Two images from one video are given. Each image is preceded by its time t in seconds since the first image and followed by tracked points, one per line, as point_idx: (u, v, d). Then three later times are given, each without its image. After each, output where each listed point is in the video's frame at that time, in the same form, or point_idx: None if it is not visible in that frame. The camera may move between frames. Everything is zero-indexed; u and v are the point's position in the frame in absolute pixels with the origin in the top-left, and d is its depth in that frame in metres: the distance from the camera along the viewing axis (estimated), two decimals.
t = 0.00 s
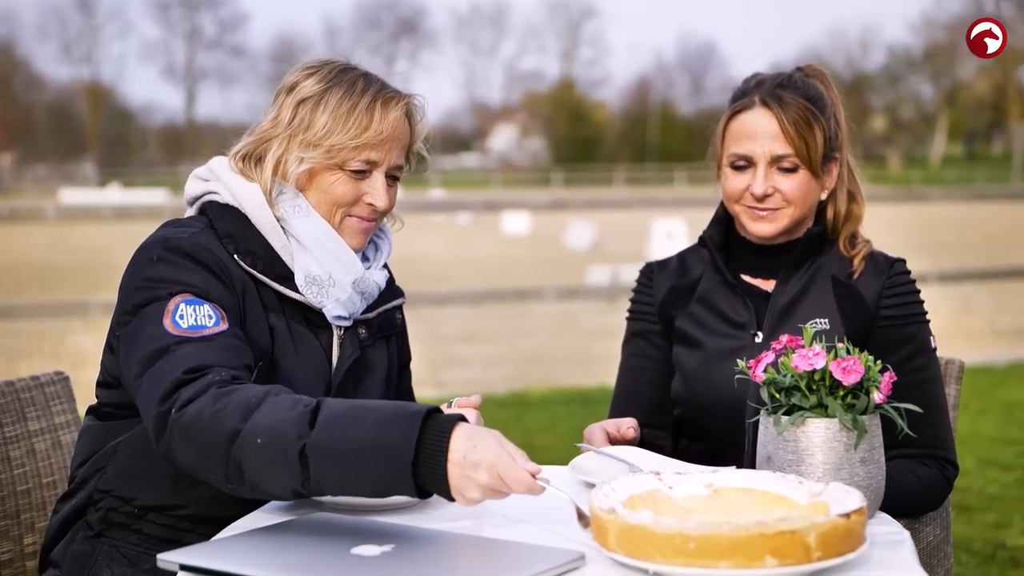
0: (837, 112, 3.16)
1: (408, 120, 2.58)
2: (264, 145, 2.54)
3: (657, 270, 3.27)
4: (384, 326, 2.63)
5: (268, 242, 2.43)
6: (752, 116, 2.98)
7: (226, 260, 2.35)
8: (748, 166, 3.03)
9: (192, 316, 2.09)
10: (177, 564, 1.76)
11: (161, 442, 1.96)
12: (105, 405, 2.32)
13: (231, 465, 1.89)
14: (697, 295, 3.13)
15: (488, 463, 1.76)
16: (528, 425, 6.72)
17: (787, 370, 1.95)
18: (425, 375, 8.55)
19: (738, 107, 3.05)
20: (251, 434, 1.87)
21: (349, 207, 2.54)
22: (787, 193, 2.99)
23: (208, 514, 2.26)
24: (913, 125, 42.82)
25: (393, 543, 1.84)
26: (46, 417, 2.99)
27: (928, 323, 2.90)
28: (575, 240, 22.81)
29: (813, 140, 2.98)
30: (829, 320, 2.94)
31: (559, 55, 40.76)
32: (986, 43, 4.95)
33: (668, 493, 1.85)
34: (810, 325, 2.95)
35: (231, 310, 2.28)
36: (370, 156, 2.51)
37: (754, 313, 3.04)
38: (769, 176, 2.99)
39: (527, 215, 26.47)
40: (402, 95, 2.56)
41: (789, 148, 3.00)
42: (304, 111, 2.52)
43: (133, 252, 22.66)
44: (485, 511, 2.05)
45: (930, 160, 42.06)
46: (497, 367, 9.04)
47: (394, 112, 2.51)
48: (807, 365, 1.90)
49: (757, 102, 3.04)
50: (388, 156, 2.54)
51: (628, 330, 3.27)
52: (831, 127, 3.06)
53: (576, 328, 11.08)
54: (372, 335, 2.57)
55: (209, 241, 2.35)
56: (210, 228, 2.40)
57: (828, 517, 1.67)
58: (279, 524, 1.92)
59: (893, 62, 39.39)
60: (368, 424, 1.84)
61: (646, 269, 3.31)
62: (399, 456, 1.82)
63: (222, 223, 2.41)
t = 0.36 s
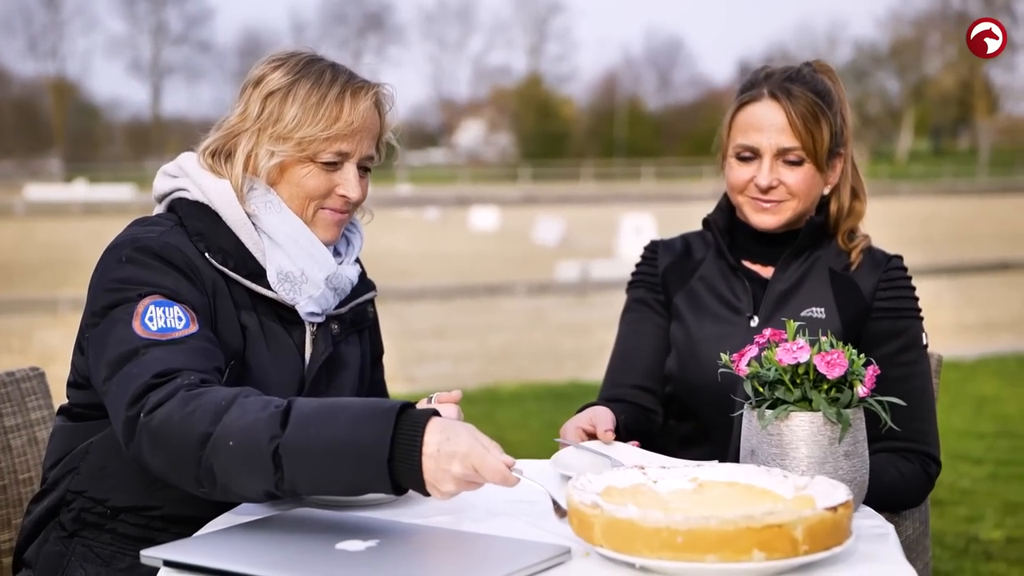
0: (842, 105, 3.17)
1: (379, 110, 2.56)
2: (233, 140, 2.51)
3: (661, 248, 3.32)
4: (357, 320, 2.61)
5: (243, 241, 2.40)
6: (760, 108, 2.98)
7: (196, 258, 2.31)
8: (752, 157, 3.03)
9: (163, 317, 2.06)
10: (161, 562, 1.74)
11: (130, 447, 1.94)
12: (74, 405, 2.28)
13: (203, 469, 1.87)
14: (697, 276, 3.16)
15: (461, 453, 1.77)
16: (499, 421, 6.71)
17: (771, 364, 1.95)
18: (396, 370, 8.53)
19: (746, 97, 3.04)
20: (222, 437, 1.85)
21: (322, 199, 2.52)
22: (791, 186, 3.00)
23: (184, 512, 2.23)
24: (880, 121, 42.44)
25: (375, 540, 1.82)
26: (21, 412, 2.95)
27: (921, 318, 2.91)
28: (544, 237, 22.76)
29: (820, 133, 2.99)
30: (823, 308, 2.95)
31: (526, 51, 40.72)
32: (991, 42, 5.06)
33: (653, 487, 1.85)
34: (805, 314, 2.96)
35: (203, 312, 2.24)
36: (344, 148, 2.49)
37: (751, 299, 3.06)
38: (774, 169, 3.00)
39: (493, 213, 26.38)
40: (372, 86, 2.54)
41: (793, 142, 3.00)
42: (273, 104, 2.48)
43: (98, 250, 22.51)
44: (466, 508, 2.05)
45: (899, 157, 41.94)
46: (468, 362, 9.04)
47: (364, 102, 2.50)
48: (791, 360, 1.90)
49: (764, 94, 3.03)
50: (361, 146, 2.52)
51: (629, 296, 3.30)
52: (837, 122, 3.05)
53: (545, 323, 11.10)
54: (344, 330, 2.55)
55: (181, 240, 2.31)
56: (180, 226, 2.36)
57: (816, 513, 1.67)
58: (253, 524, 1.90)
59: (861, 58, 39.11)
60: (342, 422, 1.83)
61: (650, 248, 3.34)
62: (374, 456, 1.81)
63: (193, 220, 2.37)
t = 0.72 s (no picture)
0: (854, 103, 3.20)
1: (361, 97, 2.52)
2: (214, 133, 2.45)
3: (665, 240, 3.33)
4: (342, 314, 2.59)
5: (228, 233, 2.35)
6: (775, 104, 3.01)
7: (182, 250, 2.25)
8: (765, 152, 3.06)
9: (145, 307, 1.99)
10: (153, 557, 1.72)
11: (110, 435, 1.86)
12: (57, 400, 2.26)
13: (185, 452, 1.79)
14: (702, 268, 3.20)
15: (451, 421, 1.68)
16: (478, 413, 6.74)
17: (764, 359, 1.95)
18: (373, 358, 8.55)
19: (760, 92, 3.07)
20: (202, 417, 1.77)
21: (306, 189, 2.47)
22: (800, 182, 3.03)
23: (170, 510, 2.20)
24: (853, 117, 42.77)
25: (368, 535, 1.81)
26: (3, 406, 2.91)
27: (921, 317, 2.96)
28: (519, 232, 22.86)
29: (832, 132, 3.02)
30: (826, 302, 2.99)
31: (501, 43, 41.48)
32: (990, 39, 5.10)
33: (646, 483, 1.84)
34: (810, 308, 3.00)
35: (187, 303, 2.18)
36: (327, 135, 2.44)
37: (755, 290, 3.10)
38: (784, 166, 3.03)
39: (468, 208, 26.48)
40: (352, 73, 2.49)
41: (806, 139, 3.03)
42: (253, 94, 2.43)
43: (72, 243, 22.58)
44: (463, 503, 2.04)
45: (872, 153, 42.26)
46: (446, 356, 9.07)
47: (346, 87, 2.45)
48: (784, 357, 1.90)
49: (778, 90, 3.06)
50: (344, 133, 2.47)
51: (627, 295, 3.30)
52: (847, 122, 3.09)
53: (522, 317, 11.15)
54: (329, 324, 2.52)
55: (166, 231, 2.26)
56: (163, 219, 2.30)
57: (813, 507, 1.67)
58: (233, 522, 1.84)
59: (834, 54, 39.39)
60: (323, 394, 1.76)
61: (654, 239, 3.36)
62: (356, 427, 1.73)
63: (177, 213, 2.32)
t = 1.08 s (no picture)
0: (838, 99, 3.19)
1: (350, 92, 2.49)
2: (204, 131, 2.44)
3: (649, 245, 3.32)
4: (334, 311, 2.57)
5: (223, 235, 2.33)
6: (758, 102, 3.02)
7: (174, 249, 2.24)
8: (747, 150, 3.07)
9: (143, 303, 1.98)
10: (148, 558, 1.72)
11: (108, 431, 1.84)
12: (49, 403, 2.25)
13: (182, 446, 1.78)
14: (688, 270, 3.19)
15: (451, 410, 1.67)
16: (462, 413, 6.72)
17: (762, 361, 1.94)
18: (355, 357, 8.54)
19: (743, 91, 3.07)
20: (197, 409, 1.77)
21: (296, 186, 2.45)
22: (784, 181, 3.03)
23: (164, 512, 2.20)
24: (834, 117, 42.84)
25: (365, 535, 1.80)
26: None
27: (907, 316, 2.96)
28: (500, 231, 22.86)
29: (816, 130, 3.03)
30: (814, 303, 3.00)
31: (482, 41, 41.48)
32: (991, 40, 5.11)
33: (643, 483, 1.83)
34: (796, 309, 3.01)
35: (182, 300, 2.17)
36: (317, 131, 2.42)
37: (742, 294, 3.10)
38: (767, 163, 3.04)
39: (448, 207, 26.49)
40: (343, 68, 2.46)
41: (789, 138, 3.04)
42: (242, 92, 2.41)
43: (50, 241, 22.43)
44: (455, 505, 2.04)
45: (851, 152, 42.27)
46: (428, 355, 9.05)
47: (335, 83, 2.43)
48: (783, 356, 1.90)
49: (762, 88, 3.06)
50: (335, 128, 2.44)
51: (615, 298, 3.29)
52: (832, 122, 3.09)
53: (505, 316, 11.15)
54: (322, 323, 2.50)
55: (158, 230, 2.25)
56: (156, 218, 2.29)
57: (813, 509, 1.67)
58: (224, 525, 1.82)
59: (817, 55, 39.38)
60: (317, 381, 1.74)
61: (638, 244, 3.34)
62: (350, 415, 1.72)
63: (171, 212, 2.30)
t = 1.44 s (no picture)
0: (826, 103, 3.20)
1: (344, 95, 2.49)
2: (200, 136, 2.42)
3: (639, 251, 3.30)
4: (332, 317, 2.56)
5: (219, 240, 2.33)
6: (746, 106, 3.01)
7: (171, 258, 2.24)
8: (738, 154, 3.07)
9: (140, 312, 1.97)
10: (147, 566, 1.70)
11: (111, 443, 1.84)
12: (49, 412, 2.24)
13: (185, 457, 1.78)
14: (680, 276, 3.17)
15: (459, 409, 1.67)
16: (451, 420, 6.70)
17: (762, 365, 1.95)
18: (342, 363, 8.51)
19: (732, 94, 3.07)
20: (201, 419, 1.76)
21: (293, 190, 2.44)
22: (774, 184, 3.03)
23: (163, 519, 2.19)
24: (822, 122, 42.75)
25: (369, 541, 1.80)
26: None
27: (902, 319, 2.96)
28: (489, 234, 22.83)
29: (806, 132, 3.03)
30: (808, 310, 3.00)
31: (469, 46, 41.46)
32: (990, 40, 5.11)
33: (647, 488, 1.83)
34: (790, 314, 3.01)
35: (185, 308, 2.17)
36: (313, 133, 2.41)
37: (736, 299, 3.09)
38: (758, 167, 3.03)
39: (435, 212, 26.44)
40: (338, 70, 2.46)
41: (779, 141, 3.04)
42: (237, 95, 2.40)
43: (35, 247, 22.32)
44: (455, 511, 2.03)
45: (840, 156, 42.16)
46: (417, 361, 9.02)
47: (331, 84, 2.42)
48: (783, 361, 1.90)
49: (751, 93, 3.06)
50: (331, 129, 2.43)
51: (609, 303, 3.28)
52: (818, 123, 3.09)
53: (495, 321, 11.14)
54: (321, 329, 2.49)
55: (157, 234, 2.24)
56: (156, 225, 2.28)
57: (818, 514, 1.66)
58: (227, 532, 1.82)
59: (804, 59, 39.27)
60: (322, 388, 1.75)
61: (630, 250, 3.33)
62: (359, 419, 1.73)
63: (167, 220, 2.29)
